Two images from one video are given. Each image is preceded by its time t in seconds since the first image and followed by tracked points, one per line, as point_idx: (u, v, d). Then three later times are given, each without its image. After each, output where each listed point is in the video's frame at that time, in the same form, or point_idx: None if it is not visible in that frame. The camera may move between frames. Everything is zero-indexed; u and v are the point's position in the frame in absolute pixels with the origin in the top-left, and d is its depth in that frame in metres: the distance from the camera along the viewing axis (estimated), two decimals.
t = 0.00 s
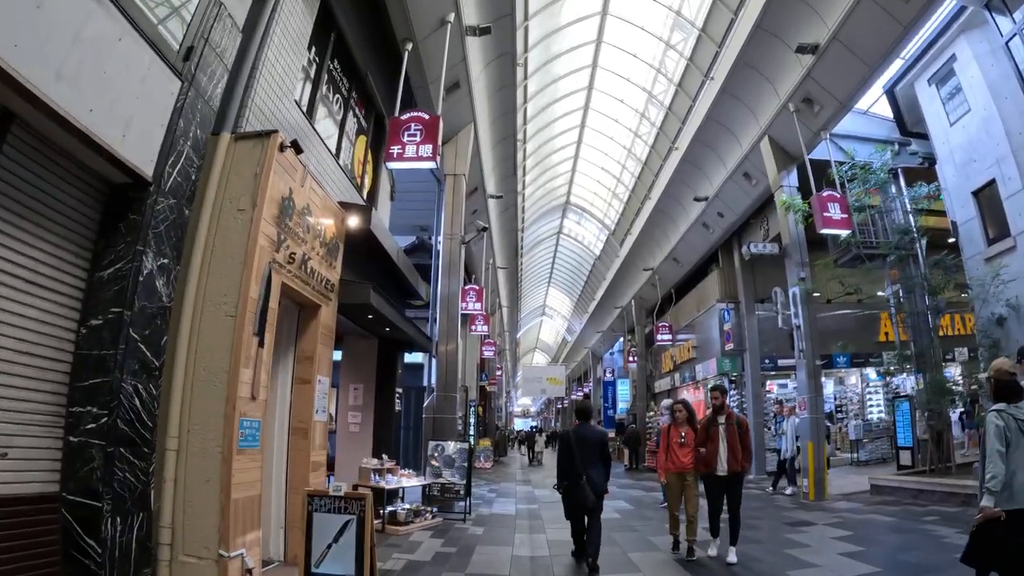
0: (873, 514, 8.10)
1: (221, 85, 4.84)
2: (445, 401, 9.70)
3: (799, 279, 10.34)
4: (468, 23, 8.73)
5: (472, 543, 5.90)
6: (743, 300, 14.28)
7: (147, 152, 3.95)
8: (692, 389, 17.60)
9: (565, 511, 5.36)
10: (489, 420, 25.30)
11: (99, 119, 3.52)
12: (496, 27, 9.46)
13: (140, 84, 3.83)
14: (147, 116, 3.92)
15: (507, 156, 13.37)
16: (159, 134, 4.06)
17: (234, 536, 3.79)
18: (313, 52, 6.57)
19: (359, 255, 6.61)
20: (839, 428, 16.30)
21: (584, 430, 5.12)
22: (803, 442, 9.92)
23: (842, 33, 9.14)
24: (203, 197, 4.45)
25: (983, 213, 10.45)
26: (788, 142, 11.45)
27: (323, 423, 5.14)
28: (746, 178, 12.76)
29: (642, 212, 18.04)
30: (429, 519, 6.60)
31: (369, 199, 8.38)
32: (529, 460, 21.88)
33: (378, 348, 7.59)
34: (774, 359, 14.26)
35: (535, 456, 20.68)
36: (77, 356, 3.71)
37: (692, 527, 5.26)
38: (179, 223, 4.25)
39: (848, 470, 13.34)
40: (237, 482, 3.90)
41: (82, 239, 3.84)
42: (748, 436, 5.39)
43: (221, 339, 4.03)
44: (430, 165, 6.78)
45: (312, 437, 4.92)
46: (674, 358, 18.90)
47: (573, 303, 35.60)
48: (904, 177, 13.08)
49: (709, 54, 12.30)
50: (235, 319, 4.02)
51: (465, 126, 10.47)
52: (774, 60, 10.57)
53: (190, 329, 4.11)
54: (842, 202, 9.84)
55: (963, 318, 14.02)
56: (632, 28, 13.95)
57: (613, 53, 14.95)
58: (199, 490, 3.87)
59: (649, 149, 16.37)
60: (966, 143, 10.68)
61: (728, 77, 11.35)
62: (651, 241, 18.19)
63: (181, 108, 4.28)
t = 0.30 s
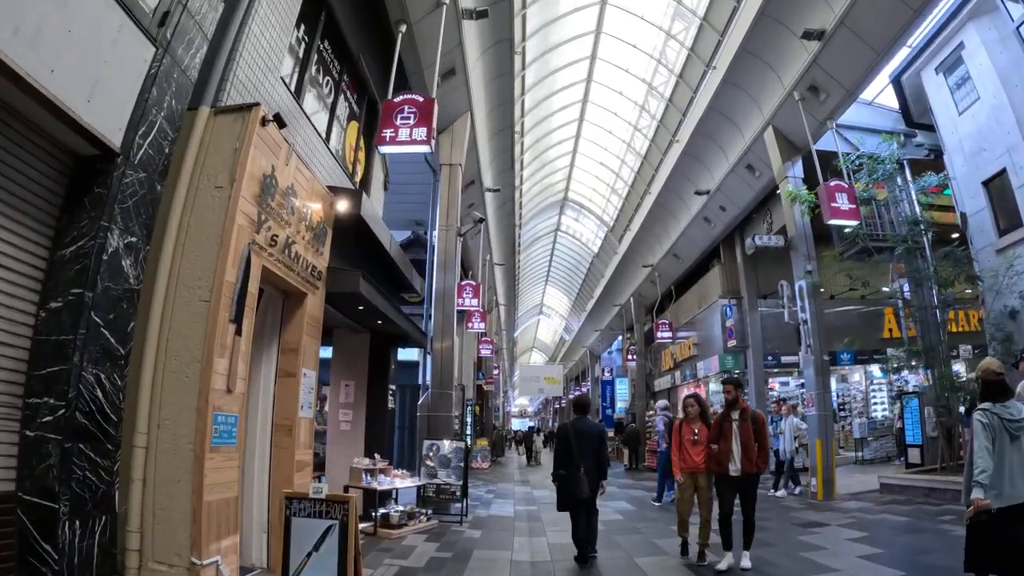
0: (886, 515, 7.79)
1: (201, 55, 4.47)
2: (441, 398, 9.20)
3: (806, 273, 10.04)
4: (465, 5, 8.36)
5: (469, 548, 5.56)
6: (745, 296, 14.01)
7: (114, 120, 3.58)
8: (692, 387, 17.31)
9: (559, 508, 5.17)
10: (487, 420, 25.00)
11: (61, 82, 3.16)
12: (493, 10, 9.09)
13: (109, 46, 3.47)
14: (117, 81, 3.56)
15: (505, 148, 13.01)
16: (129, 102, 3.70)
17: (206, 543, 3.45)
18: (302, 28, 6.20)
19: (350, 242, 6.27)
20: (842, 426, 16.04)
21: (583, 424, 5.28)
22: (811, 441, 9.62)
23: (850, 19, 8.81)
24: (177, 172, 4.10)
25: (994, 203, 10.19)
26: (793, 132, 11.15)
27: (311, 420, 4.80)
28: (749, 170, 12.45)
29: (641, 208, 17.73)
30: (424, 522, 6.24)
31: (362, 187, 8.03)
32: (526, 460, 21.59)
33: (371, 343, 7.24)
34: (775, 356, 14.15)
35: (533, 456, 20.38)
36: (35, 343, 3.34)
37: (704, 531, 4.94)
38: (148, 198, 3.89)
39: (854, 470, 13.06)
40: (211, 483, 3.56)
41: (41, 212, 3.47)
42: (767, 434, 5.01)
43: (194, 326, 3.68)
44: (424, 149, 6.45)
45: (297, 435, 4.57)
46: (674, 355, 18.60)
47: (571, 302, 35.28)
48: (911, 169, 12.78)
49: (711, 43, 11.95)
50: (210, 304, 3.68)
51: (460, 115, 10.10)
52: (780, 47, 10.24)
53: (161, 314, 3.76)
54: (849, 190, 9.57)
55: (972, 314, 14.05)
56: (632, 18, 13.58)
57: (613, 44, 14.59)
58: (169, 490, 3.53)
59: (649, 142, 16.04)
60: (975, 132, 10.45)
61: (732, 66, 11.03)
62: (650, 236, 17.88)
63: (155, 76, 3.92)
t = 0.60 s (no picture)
0: (906, 522, 7.45)
1: (181, 31, 4.13)
2: (440, 401, 8.86)
3: (818, 270, 9.69)
4: None
5: (468, 560, 5.20)
6: (753, 295, 13.68)
7: (78, 95, 3.24)
8: (697, 389, 16.95)
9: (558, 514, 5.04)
10: (487, 422, 24.63)
11: (19, 52, 2.83)
12: None
13: (72, 14, 3.14)
14: (81, 53, 3.22)
15: (506, 143, 12.67)
16: (96, 77, 3.37)
17: (175, 561, 3.17)
18: (291, 11, 5.86)
19: (343, 236, 5.92)
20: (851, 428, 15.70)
21: (586, 431, 5.17)
22: (824, 443, 9.26)
23: (863, 7, 8.48)
24: (150, 156, 3.77)
25: (1010, 196, 9.84)
26: (802, 125, 10.82)
27: (298, 425, 4.48)
28: (757, 166, 12.11)
29: (644, 206, 17.40)
30: (422, 533, 5.86)
31: (358, 180, 7.70)
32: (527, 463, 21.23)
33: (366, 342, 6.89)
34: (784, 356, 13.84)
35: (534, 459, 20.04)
36: None
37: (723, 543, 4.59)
38: (116, 183, 3.57)
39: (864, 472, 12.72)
40: (182, 496, 3.26)
41: None
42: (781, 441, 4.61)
43: (164, 323, 3.37)
44: (421, 139, 6.12)
45: (283, 441, 4.25)
46: (678, 356, 18.26)
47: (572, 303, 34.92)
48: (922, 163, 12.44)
49: (716, 36, 11.60)
50: (182, 299, 3.38)
51: (460, 109, 9.77)
52: (789, 38, 9.90)
53: (130, 309, 3.43)
54: (861, 184, 9.28)
55: (985, 314, 13.78)
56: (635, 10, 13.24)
57: (616, 38, 14.24)
58: (137, 504, 3.21)
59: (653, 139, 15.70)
60: (991, 124, 10.12)
61: (740, 59, 10.70)
62: (654, 235, 17.54)
63: (126, 51, 3.58)
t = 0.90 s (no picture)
0: (927, 526, 7.12)
1: None
2: (439, 400, 8.37)
3: (830, 265, 9.37)
4: None
5: (468, 567, 4.89)
6: (761, 293, 13.36)
7: (42, 56, 2.95)
8: (703, 389, 16.63)
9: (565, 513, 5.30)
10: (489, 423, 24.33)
11: None
12: None
13: None
14: (46, 11, 2.95)
15: (508, 137, 12.38)
16: (65, 39, 3.09)
17: (140, 566, 2.90)
18: None
19: (337, 223, 5.63)
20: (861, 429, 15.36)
21: (590, 429, 5.32)
22: (838, 443, 8.94)
23: None
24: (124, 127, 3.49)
25: None
26: (812, 117, 10.51)
27: (287, 421, 4.20)
28: (765, 159, 11.80)
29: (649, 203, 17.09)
30: (419, 537, 5.55)
31: (355, 170, 7.40)
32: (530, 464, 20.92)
33: (362, 338, 6.58)
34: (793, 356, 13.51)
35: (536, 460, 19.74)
36: None
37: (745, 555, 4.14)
38: (85, 154, 3.26)
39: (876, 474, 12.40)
40: (150, 496, 2.99)
41: None
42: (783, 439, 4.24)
43: (133, 306, 3.11)
44: (419, 122, 5.87)
45: (269, 438, 3.97)
46: (684, 356, 17.95)
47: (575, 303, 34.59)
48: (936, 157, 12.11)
49: (723, 26, 11.28)
50: (153, 281, 3.11)
51: (461, 98, 9.35)
52: (798, 26, 9.59)
53: (99, 291, 3.16)
54: (875, 174, 8.99)
55: (998, 311, 13.46)
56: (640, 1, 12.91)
57: (620, 31, 13.89)
58: (101, 504, 2.93)
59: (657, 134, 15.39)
60: (1005, 114, 9.80)
61: (748, 49, 10.38)
62: (659, 232, 17.23)
63: (99, 13, 3.31)
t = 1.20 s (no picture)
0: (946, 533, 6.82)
1: None
2: (436, 402, 8.03)
3: (841, 261, 9.05)
4: None
5: None
6: (766, 292, 13.07)
7: None
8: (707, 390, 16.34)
9: (566, 514, 5.41)
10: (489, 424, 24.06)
11: None
12: None
13: None
14: None
15: (508, 132, 12.07)
16: (26, 6, 2.75)
17: None
18: None
19: (327, 215, 5.34)
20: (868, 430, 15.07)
21: (584, 434, 5.32)
22: (849, 446, 8.63)
23: None
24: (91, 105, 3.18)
25: None
26: (821, 110, 10.20)
27: (270, 424, 3.93)
28: (772, 154, 11.50)
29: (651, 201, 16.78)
30: (414, 547, 5.22)
31: (348, 162, 7.10)
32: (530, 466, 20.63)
33: (354, 337, 6.27)
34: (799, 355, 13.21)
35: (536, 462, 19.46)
36: None
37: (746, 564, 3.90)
38: (44, 132, 2.92)
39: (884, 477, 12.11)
40: (111, 508, 2.71)
41: None
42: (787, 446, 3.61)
43: (93, 299, 2.83)
44: (413, 108, 5.58)
45: (249, 442, 3.69)
46: (687, 356, 17.67)
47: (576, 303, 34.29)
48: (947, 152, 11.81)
49: (729, 18, 10.95)
50: (114, 270, 2.83)
51: (460, 90, 9.00)
52: (806, 16, 9.28)
53: (59, 283, 2.87)
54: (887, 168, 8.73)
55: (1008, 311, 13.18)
56: None
57: (622, 23, 13.57)
58: (59, 518, 2.65)
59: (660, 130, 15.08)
60: (1018, 106, 9.52)
61: (755, 40, 10.06)
62: (662, 230, 16.92)
63: None
